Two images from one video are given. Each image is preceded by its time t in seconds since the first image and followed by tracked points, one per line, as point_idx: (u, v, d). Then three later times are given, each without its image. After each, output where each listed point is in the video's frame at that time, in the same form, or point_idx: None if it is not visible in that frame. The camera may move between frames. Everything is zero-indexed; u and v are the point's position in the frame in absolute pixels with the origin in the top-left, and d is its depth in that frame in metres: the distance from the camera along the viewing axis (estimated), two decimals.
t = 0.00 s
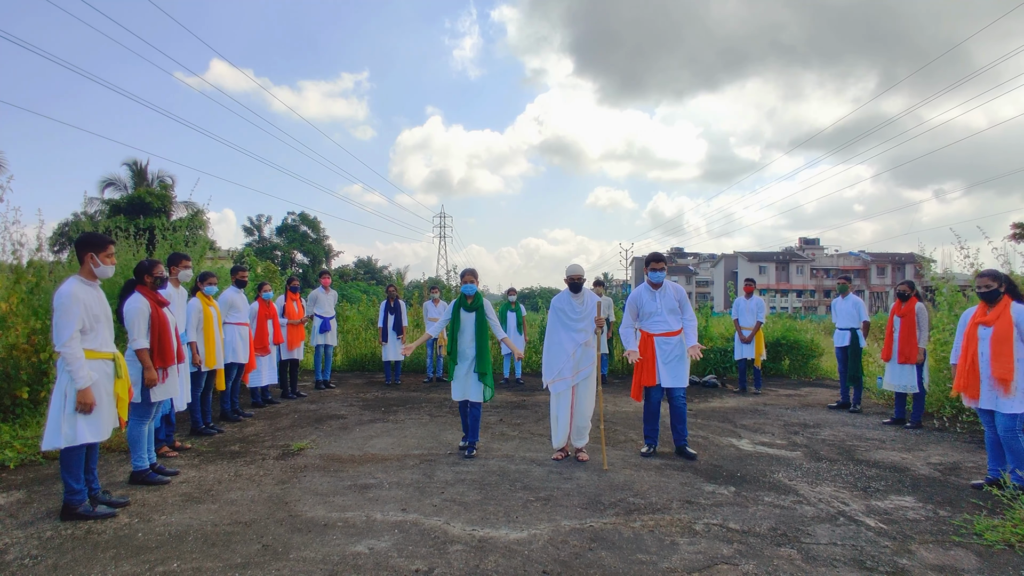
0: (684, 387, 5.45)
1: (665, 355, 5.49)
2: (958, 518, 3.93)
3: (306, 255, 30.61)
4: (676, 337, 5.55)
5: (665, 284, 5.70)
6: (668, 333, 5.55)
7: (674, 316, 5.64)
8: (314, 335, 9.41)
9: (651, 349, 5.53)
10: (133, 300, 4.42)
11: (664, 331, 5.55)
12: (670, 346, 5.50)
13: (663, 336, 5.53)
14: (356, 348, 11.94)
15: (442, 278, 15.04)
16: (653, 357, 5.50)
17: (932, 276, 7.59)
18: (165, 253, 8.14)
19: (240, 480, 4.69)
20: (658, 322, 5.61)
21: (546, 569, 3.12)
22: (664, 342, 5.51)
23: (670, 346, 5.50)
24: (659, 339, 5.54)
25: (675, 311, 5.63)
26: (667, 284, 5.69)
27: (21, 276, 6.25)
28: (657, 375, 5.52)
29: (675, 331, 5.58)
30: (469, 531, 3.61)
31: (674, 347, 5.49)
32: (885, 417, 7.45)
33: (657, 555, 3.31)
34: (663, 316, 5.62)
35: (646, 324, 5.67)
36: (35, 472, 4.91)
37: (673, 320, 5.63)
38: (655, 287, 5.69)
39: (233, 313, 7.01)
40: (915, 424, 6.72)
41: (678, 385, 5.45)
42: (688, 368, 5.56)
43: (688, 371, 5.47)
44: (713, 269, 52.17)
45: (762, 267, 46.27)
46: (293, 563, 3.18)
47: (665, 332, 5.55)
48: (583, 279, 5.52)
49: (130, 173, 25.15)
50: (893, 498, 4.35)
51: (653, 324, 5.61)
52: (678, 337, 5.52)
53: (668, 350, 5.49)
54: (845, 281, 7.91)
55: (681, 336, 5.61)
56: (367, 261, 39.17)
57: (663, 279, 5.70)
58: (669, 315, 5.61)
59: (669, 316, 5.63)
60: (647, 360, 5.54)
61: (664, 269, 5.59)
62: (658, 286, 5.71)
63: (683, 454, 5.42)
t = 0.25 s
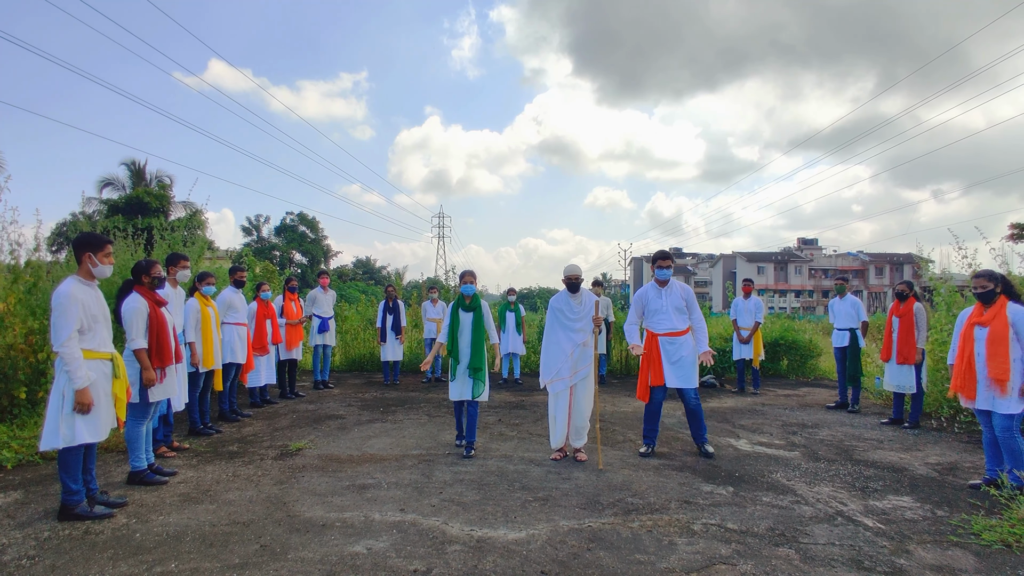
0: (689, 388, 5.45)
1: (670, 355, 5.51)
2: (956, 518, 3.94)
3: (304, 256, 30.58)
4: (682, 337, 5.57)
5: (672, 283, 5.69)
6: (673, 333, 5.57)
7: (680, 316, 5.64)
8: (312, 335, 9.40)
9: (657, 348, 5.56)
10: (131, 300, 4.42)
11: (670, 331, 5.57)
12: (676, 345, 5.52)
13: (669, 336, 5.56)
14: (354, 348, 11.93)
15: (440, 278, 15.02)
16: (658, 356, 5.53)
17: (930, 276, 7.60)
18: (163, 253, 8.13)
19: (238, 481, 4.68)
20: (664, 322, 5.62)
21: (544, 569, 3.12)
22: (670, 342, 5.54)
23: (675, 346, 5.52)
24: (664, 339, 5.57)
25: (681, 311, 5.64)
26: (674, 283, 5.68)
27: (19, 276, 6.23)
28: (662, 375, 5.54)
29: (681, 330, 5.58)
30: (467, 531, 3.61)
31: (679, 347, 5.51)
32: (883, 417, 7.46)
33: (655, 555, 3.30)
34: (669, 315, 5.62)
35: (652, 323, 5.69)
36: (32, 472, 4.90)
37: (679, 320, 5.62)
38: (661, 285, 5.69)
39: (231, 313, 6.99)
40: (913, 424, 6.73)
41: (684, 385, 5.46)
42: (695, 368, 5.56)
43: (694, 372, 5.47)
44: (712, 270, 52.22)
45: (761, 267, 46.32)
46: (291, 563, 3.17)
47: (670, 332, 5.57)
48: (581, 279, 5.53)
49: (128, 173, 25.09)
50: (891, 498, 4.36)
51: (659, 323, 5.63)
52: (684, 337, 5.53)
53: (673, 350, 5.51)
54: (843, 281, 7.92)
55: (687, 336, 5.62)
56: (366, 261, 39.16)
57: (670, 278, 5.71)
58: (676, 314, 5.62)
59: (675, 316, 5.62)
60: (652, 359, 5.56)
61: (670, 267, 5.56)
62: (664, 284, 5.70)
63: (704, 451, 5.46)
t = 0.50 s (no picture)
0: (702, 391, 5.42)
1: (685, 358, 5.52)
2: (953, 517, 3.95)
3: (303, 255, 30.56)
4: (700, 340, 5.54)
5: (695, 285, 5.70)
6: (690, 335, 5.56)
7: (701, 318, 5.62)
8: (311, 335, 9.39)
9: (672, 350, 5.61)
10: (128, 300, 4.41)
11: (688, 333, 5.58)
12: (692, 348, 5.51)
13: (685, 338, 5.57)
14: (353, 348, 11.93)
15: (438, 278, 15.04)
16: (672, 357, 5.57)
17: (928, 277, 7.62)
18: (161, 253, 8.11)
19: (236, 480, 4.67)
20: (683, 323, 5.64)
21: (542, 569, 3.12)
22: (686, 344, 5.55)
23: (692, 348, 5.52)
24: (681, 341, 5.59)
25: (702, 313, 5.60)
26: (698, 285, 5.68)
27: (16, 276, 6.22)
28: (676, 377, 5.56)
29: (699, 333, 5.56)
30: (465, 531, 3.61)
31: (694, 349, 5.50)
32: (881, 416, 7.47)
33: (653, 555, 3.31)
34: (688, 317, 5.63)
35: (672, 324, 5.74)
36: (30, 472, 4.89)
37: (698, 322, 5.60)
38: (685, 286, 5.72)
39: (229, 313, 6.98)
40: (911, 424, 6.74)
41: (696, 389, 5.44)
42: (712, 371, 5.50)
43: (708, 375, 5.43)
44: (710, 270, 52.27)
45: (759, 267, 46.36)
46: (289, 563, 3.17)
47: (687, 334, 5.57)
48: (579, 279, 5.53)
49: (126, 172, 25.04)
50: (889, 498, 4.37)
51: (677, 324, 5.66)
52: (701, 341, 5.50)
53: (688, 353, 5.52)
54: (840, 282, 7.93)
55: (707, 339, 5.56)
56: (365, 261, 39.15)
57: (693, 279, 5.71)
58: (696, 317, 5.60)
59: (695, 318, 5.61)
60: (666, 360, 5.61)
61: (693, 269, 5.58)
62: (687, 285, 5.72)
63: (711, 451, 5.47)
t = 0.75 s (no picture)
0: (715, 390, 5.44)
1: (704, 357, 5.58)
2: (952, 517, 3.95)
3: (302, 255, 30.53)
4: (718, 339, 5.55)
5: (716, 282, 5.67)
6: (709, 334, 5.61)
7: (721, 316, 5.60)
8: (310, 335, 9.39)
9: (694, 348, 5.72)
10: (127, 300, 4.41)
11: (708, 332, 5.63)
12: (711, 347, 5.57)
13: (704, 337, 5.64)
14: (352, 348, 11.93)
15: (437, 278, 15.05)
16: (693, 355, 5.69)
17: (927, 277, 7.63)
18: (160, 252, 8.10)
19: (235, 480, 4.67)
20: (704, 322, 5.68)
21: (542, 569, 3.12)
22: (705, 343, 5.62)
23: (711, 348, 5.57)
24: (701, 339, 5.67)
25: (722, 311, 5.59)
26: (719, 283, 5.65)
27: (15, 275, 6.21)
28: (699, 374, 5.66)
29: (716, 331, 5.58)
30: (464, 531, 3.61)
31: (712, 347, 5.55)
32: (880, 416, 7.48)
33: (652, 555, 3.31)
34: (706, 315, 5.67)
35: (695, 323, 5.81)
36: (28, 472, 4.88)
37: (717, 320, 5.61)
38: (707, 285, 5.74)
39: (229, 313, 6.97)
40: (910, 424, 6.76)
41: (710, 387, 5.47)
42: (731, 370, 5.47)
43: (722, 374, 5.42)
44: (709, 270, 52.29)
45: (758, 267, 46.39)
46: (288, 562, 3.17)
47: (706, 332, 5.63)
48: (578, 279, 5.53)
49: (126, 172, 25.03)
50: (888, 498, 4.37)
51: (699, 324, 5.73)
52: (718, 339, 5.52)
53: (706, 351, 5.58)
54: (840, 282, 7.94)
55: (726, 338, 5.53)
56: (364, 261, 39.15)
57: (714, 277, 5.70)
58: (715, 315, 5.61)
59: (713, 316, 5.62)
60: (688, 358, 5.74)
61: (710, 268, 5.55)
62: (709, 283, 5.71)
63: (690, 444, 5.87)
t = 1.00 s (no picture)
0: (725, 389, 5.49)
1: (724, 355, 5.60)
2: (951, 516, 3.96)
3: (301, 255, 30.49)
4: (740, 338, 5.56)
5: (740, 284, 5.70)
6: (728, 334, 5.65)
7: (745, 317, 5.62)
8: (309, 334, 9.38)
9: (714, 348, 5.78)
10: (125, 299, 4.39)
11: (731, 331, 5.64)
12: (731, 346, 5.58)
13: (723, 337, 5.68)
14: (351, 347, 11.93)
15: (436, 277, 15.05)
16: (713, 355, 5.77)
17: (925, 276, 7.65)
18: (158, 251, 8.09)
19: (234, 479, 4.67)
20: (726, 322, 5.72)
21: (541, 567, 3.12)
22: (726, 342, 5.64)
23: (732, 346, 5.58)
24: (720, 340, 5.72)
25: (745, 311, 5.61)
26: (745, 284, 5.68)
27: (13, 274, 6.20)
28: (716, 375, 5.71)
29: (735, 332, 5.60)
30: (463, 530, 3.61)
31: (729, 347, 5.59)
32: (879, 415, 7.49)
33: (651, 554, 3.31)
34: (728, 316, 5.71)
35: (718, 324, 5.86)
36: (27, 471, 4.87)
37: (737, 321, 5.63)
38: (732, 286, 5.78)
39: (227, 312, 6.96)
40: (908, 422, 6.77)
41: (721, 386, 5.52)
42: (745, 371, 5.47)
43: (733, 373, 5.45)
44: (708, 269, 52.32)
45: (757, 266, 46.43)
46: (287, 562, 3.17)
47: (725, 333, 5.68)
48: (577, 278, 5.54)
49: (124, 171, 24.98)
50: (887, 497, 4.38)
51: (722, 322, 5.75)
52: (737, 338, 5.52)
53: (723, 351, 5.63)
54: (838, 281, 7.94)
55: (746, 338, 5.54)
56: (363, 260, 39.14)
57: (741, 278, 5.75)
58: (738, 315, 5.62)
59: (733, 317, 5.65)
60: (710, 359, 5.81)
61: (739, 268, 5.74)
62: (735, 285, 5.75)
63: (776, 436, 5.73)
